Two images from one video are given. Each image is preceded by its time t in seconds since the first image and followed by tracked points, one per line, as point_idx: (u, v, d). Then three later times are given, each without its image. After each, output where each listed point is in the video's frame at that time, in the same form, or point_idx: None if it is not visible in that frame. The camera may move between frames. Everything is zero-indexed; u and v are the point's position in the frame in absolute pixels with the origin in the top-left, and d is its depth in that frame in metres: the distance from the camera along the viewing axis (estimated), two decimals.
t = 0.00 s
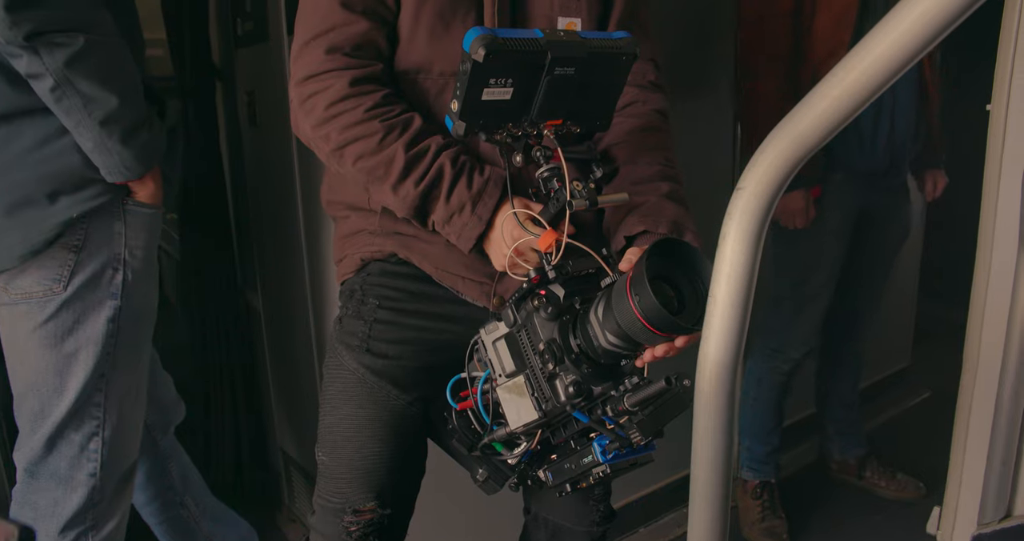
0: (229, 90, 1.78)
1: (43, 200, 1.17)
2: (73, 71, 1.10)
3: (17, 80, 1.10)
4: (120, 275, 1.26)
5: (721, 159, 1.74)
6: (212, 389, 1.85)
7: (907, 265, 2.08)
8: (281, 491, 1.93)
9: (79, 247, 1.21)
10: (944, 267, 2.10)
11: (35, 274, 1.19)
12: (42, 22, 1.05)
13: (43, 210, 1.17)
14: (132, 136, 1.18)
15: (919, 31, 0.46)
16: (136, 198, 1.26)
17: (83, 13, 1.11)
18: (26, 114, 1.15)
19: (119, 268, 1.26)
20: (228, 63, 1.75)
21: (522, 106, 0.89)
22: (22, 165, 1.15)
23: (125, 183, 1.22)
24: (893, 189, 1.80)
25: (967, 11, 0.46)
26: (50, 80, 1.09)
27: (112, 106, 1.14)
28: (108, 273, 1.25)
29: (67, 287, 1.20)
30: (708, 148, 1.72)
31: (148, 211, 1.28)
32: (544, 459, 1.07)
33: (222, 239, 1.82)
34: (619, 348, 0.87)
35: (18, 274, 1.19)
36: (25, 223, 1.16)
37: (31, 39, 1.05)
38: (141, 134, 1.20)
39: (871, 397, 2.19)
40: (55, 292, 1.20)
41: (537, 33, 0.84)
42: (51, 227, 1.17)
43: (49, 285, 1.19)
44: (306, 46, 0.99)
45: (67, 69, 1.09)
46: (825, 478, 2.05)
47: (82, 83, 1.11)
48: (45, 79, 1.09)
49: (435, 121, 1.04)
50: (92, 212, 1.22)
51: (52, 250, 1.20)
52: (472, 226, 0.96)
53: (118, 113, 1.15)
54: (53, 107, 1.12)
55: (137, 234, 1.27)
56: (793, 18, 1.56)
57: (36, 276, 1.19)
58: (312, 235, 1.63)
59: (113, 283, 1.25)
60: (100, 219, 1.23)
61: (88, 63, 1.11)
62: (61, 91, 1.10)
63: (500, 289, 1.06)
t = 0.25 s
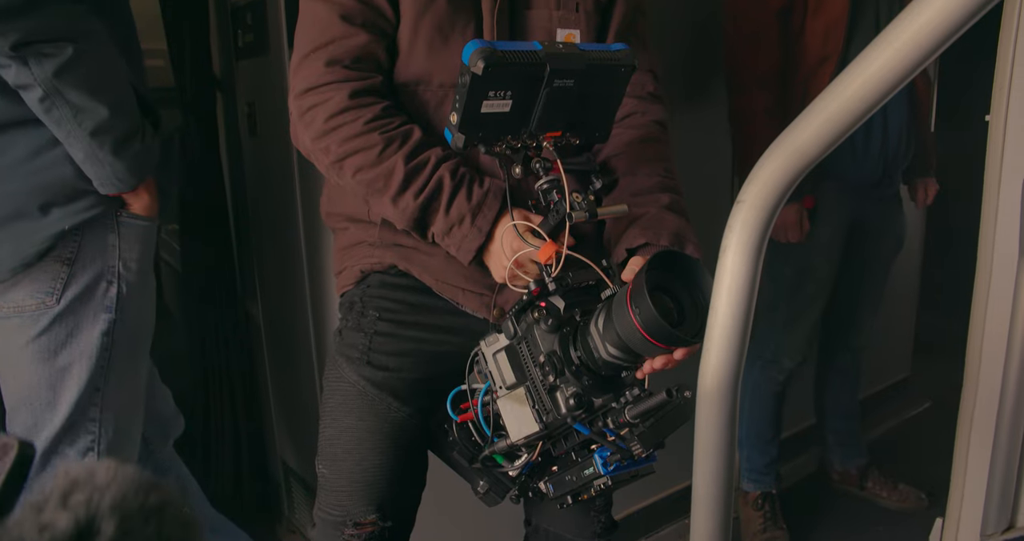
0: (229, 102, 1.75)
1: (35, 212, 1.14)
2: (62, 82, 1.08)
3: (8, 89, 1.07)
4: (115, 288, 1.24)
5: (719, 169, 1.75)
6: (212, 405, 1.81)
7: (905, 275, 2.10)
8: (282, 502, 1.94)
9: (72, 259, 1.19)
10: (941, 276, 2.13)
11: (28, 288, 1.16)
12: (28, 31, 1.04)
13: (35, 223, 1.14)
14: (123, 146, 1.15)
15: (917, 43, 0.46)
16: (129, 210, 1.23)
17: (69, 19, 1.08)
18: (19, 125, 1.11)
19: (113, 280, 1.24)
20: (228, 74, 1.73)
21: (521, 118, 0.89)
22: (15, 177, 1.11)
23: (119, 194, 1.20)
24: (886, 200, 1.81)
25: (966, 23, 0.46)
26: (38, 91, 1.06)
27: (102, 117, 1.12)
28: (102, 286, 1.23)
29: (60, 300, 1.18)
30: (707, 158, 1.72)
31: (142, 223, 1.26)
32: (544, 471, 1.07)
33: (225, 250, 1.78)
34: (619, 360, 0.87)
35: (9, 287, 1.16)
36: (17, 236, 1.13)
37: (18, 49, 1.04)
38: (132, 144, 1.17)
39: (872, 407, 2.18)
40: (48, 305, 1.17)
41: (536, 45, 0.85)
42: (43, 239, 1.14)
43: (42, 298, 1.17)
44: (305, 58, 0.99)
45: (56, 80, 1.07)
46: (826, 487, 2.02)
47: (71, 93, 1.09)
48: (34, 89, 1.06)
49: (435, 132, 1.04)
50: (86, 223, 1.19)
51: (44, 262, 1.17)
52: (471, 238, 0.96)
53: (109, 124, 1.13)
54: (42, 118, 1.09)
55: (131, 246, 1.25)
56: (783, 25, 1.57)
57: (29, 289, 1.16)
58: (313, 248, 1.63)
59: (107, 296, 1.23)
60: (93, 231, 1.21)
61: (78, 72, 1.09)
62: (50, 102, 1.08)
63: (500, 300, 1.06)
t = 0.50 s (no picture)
0: (236, 115, 1.79)
1: (34, 226, 1.14)
2: (59, 97, 1.08)
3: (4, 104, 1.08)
4: (115, 302, 1.23)
5: (723, 184, 1.74)
6: (215, 415, 1.80)
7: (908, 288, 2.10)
8: (283, 517, 1.93)
9: (71, 274, 1.18)
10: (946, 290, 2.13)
11: (27, 303, 1.16)
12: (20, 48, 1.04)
13: (34, 236, 1.14)
14: (121, 161, 1.15)
15: (920, 64, 0.46)
16: (130, 225, 1.23)
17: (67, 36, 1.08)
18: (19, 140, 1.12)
19: (113, 295, 1.23)
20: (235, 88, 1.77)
21: (523, 135, 0.89)
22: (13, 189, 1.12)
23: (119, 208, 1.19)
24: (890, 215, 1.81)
25: (970, 44, 0.45)
26: (34, 106, 1.07)
27: (98, 131, 1.12)
28: (103, 301, 1.22)
29: (60, 315, 1.17)
30: (711, 173, 1.72)
31: (142, 238, 1.25)
32: (546, 488, 1.06)
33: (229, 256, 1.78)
34: (621, 379, 0.87)
35: (7, 303, 1.16)
36: (17, 249, 1.13)
37: (12, 64, 1.04)
38: (131, 158, 1.17)
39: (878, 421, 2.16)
40: (48, 320, 1.17)
41: (537, 62, 0.84)
42: (40, 254, 1.14)
43: (41, 313, 1.16)
44: (309, 73, 0.99)
45: (52, 94, 1.07)
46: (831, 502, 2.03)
47: (68, 107, 1.09)
48: (29, 104, 1.07)
49: (437, 148, 1.04)
50: (85, 237, 1.19)
51: (43, 277, 1.16)
52: (473, 254, 0.96)
53: (105, 139, 1.13)
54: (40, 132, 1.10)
55: (132, 262, 1.24)
56: (781, 39, 1.59)
57: (28, 304, 1.16)
58: (317, 262, 1.63)
59: (107, 311, 1.22)
60: (93, 246, 1.20)
61: (74, 88, 1.09)
62: (47, 116, 1.08)
63: (502, 317, 1.05)
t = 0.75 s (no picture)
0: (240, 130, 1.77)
1: (34, 244, 1.10)
2: (54, 115, 1.07)
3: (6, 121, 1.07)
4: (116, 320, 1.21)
5: (724, 197, 1.73)
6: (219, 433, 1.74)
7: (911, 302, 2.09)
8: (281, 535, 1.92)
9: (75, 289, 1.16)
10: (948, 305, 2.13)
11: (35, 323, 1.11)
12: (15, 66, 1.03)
13: (33, 255, 1.10)
14: (118, 179, 1.15)
15: (923, 80, 0.45)
16: (129, 241, 1.23)
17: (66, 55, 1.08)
18: (18, 157, 1.11)
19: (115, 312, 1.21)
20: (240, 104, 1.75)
21: (521, 152, 0.88)
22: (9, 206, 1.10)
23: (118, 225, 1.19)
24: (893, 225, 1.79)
25: (972, 59, 0.44)
26: (30, 124, 1.06)
27: (96, 149, 1.12)
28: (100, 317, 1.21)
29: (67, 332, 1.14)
30: (712, 187, 1.71)
31: (141, 254, 1.25)
32: (547, 507, 1.04)
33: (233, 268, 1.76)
34: (623, 397, 0.86)
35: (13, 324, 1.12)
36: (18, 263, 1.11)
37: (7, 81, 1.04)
38: (129, 177, 1.17)
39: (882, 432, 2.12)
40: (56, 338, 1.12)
41: (536, 79, 0.84)
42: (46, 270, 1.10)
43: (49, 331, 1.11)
44: (307, 90, 0.99)
45: (47, 112, 1.07)
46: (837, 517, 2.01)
47: (64, 125, 1.09)
48: (26, 122, 1.06)
49: (436, 164, 1.03)
50: (83, 254, 1.18)
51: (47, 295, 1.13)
52: (472, 271, 0.95)
53: (102, 156, 1.13)
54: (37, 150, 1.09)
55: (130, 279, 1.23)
56: (781, 52, 1.59)
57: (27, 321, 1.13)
58: (319, 279, 1.63)
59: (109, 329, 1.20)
60: (92, 261, 1.20)
61: (71, 106, 1.09)
62: (44, 134, 1.08)
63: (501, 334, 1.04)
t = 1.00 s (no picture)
0: (245, 149, 1.80)
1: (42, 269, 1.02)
2: (59, 133, 1.02)
3: (9, 140, 1.00)
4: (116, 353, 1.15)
5: (729, 214, 1.72)
6: (221, 441, 1.77)
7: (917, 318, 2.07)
8: None
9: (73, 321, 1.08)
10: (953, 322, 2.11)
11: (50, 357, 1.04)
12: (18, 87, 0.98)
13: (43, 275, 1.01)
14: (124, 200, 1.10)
15: (929, 101, 0.44)
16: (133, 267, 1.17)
17: (70, 71, 1.04)
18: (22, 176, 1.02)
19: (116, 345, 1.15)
20: (245, 122, 1.78)
21: (520, 172, 0.88)
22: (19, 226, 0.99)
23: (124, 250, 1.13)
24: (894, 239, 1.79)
25: (979, 80, 0.43)
26: (33, 143, 1.00)
27: (100, 169, 1.06)
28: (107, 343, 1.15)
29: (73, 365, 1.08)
30: (716, 204, 1.70)
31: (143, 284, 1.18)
32: (549, 529, 1.00)
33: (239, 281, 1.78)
34: (624, 419, 0.85)
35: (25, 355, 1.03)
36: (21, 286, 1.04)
37: None
38: (134, 196, 1.12)
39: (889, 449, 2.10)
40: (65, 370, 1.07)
41: (535, 98, 0.83)
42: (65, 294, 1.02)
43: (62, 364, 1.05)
44: (306, 109, 0.98)
45: (52, 132, 1.01)
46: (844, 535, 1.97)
47: (68, 143, 1.03)
48: (28, 142, 1.00)
49: (435, 183, 1.02)
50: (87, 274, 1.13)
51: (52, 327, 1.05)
52: (471, 291, 0.94)
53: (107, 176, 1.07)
54: (40, 171, 1.02)
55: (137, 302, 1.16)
56: (783, 72, 1.58)
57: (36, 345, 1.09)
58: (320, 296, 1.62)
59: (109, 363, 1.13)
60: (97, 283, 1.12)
61: (77, 125, 1.04)
62: (47, 154, 1.01)
63: (502, 354, 1.03)
